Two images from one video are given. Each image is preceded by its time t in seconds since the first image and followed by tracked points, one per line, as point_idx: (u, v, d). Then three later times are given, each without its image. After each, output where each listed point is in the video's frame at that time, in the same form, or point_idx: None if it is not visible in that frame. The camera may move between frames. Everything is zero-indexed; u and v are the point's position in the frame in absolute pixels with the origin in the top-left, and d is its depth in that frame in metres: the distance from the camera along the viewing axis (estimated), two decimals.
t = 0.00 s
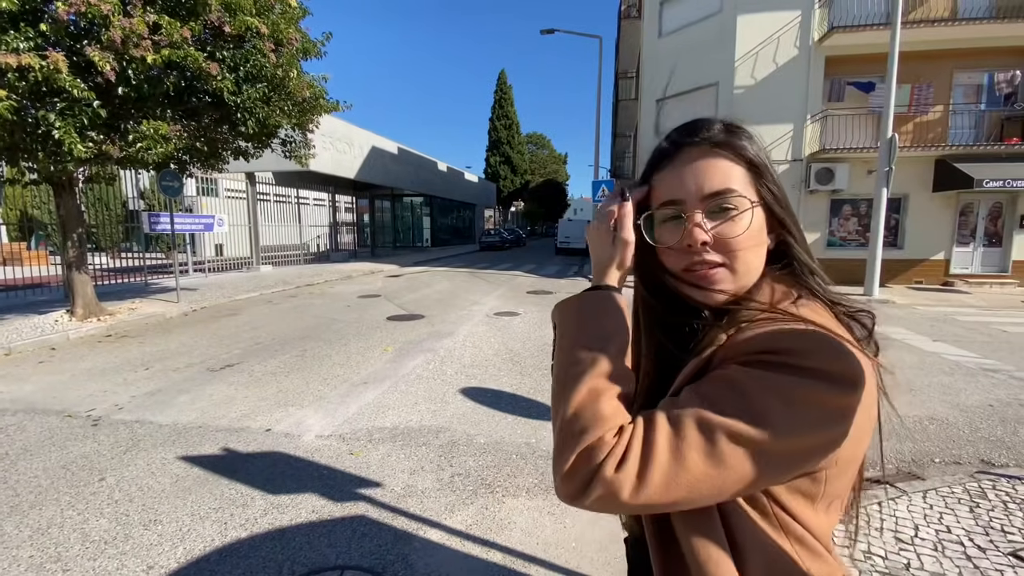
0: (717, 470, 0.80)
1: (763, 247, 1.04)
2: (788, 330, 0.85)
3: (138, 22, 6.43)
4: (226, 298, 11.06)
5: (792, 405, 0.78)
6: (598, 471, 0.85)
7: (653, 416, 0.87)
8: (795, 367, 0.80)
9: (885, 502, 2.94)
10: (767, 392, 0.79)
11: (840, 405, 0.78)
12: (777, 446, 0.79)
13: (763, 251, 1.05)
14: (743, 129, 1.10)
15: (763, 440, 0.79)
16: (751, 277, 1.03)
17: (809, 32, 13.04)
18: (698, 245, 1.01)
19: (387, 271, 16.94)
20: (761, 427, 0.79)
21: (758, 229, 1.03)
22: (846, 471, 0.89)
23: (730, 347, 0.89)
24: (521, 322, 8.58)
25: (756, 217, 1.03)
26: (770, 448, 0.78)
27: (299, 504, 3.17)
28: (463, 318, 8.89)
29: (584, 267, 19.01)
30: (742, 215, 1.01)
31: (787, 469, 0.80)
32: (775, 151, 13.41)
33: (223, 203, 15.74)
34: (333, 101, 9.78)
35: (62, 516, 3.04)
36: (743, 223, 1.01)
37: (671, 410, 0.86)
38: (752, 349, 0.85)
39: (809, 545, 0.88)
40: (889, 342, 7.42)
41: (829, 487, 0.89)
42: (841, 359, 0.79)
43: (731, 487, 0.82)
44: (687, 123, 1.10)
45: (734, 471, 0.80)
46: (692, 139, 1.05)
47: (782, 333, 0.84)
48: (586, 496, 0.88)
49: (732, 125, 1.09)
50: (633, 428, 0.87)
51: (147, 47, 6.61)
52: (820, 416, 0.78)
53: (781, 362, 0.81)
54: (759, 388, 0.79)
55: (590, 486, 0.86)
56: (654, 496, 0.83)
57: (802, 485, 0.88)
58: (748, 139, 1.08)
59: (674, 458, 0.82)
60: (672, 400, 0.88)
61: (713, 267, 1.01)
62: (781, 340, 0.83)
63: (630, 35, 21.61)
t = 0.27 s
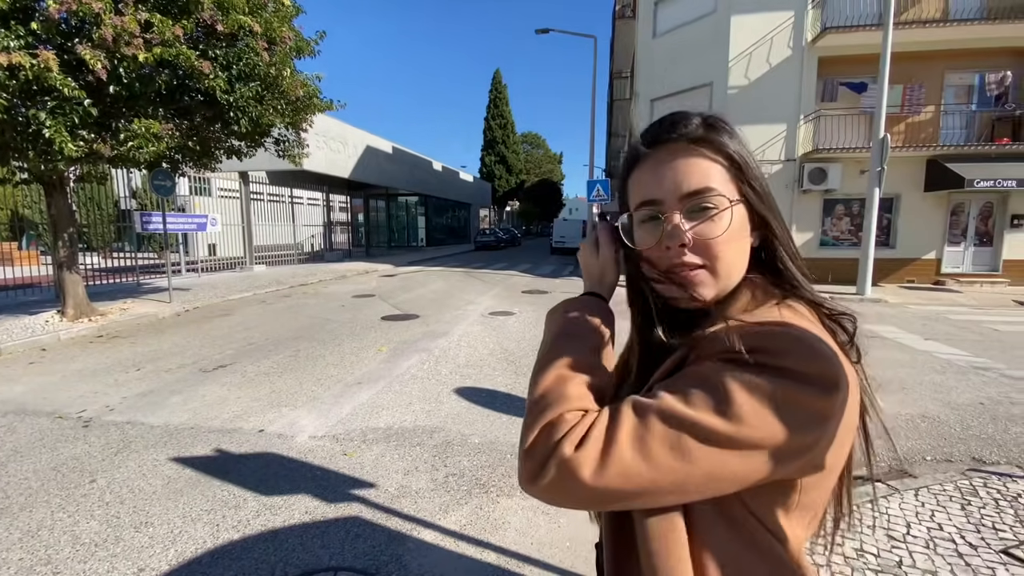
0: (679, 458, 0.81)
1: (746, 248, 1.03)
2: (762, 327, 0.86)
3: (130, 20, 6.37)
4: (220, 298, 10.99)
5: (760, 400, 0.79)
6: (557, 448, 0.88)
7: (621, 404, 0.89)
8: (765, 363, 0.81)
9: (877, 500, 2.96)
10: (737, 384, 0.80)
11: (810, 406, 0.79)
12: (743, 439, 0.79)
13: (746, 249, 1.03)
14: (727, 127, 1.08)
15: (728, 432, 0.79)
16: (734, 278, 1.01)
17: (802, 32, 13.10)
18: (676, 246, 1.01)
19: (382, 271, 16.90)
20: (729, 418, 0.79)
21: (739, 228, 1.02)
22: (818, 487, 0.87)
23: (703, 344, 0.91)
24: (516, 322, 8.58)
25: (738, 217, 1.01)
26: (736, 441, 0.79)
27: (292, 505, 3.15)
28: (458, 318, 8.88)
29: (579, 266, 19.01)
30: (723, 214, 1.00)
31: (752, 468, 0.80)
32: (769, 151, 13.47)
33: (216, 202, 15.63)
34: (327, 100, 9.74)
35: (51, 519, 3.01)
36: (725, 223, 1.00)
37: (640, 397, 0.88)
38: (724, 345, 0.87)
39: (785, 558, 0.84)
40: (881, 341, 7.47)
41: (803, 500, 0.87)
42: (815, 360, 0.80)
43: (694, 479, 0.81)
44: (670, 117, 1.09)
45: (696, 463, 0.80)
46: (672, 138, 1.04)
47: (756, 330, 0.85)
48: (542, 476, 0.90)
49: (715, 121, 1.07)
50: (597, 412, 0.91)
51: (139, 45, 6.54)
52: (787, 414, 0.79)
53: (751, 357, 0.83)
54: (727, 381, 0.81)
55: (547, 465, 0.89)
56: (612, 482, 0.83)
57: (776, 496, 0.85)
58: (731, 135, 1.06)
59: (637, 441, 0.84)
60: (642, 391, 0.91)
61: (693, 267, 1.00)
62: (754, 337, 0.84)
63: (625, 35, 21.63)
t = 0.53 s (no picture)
0: (656, 471, 0.82)
1: (736, 239, 1.02)
2: (744, 332, 0.85)
3: (128, 18, 6.35)
4: (220, 297, 10.98)
5: (742, 412, 0.79)
6: (536, 461, 0.89)
7: (602, 417, 0.90)
8: (747, 373, 0.81)
9: (878, 499, 2.95)
10: (719, 395, 0.80)
11: (789, 418, 0.79)
12: (721, 452, 0.79)
13: (735, 242, 1.01)
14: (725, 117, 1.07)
15: (707, 444, 0.79)
16: (722, 273, 0.99)
17: (803, 30, 13.07)
18: (658, 232, 1.00)
19: (382, 270, 16.90)
20: (710, 430, 0.79)
21: (729, 221, 1.00)
22: (802, 499, 0.88)
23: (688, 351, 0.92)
24: (516, 321, 8.57)
25: (729, 208, 1.00)
26: (714, 455, 0.79)
27: (292, 504, 3.15)
28: (458, 317, 8.87)
29: (579, 266, 19.00)
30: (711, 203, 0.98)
31: (731, 482, 0.80)
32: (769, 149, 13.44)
33: (216, 201, 15.61)
34: (327, 99, 9.73)
35: (50, 518, 3.00)
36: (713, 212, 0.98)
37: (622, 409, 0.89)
38: (707, 352, 0.87)
39: (756, 564, 0.86)
40: (881, 340, 7.47)
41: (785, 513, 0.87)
42: (796, 371, 0.80)
43: (672, 492, 0.82)
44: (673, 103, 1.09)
45: (673, 475, 0.81)
46: (669, 125, 1.04)
47: (738, 335, 0.85)
48: (522, 489, 0.91)
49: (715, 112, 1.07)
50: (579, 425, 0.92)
51: (137, 43, 6.53)
52: (770, 426, 0.79)
53: (733, 367, 0.83)
54: (707, 391, 0.81)
55: (525, 479, 0.90)
56: (590, 497, 0.84)
57: (757, 507, 0.86)
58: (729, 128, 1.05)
59: (615, 454, 0.84)
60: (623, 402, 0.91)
61: (674, 258, 0.99)
62: (738, 345, 0.84)
63: (625, 33, 21.60)
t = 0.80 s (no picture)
0: (688, 520, 0.78)
1: (701, 235, 1.00)
2: (756, 350, 0.83)
3: (131, 16, 6.36)
4: (223, 295, 11.01)
5: (767, 442, 0.76)
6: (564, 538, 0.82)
7: (619, 470, 0.84)
8: (763, 398, 0.78)
9: (882, 498, 2.94)
10: (738, 428, 0.77)
11: (814, 437, 0.78)
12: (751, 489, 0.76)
13: (692, 238, 1.00)
14: (724, 106, 1.02)
15: (739, 484, 0.77)
16: (678, 264, 1.01)
17: (807, 27, 13.00)
18: (618, 222, 1.07)
19: (385, 268, 16.92)
20: (736, 467, 0.77)
21: (692, 216, 0.99)
22: (824, 509, 0.88)
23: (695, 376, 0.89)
24: (519, 319, 8.56)
25: (687, 203, 0.99)
26: (746, 493, 0.76)
27: (294, 502, 3.15)
28: (461, 315, 8.88)
29: (582, 264, 18.96)
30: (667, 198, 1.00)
31: (765, 515, 0.78)
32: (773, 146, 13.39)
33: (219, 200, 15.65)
34: (330, 97, 9.74)
35: (54, 516, 3.01)
36: (664, 208, 0.99)
37: (637, 455, 0.84)
38: (716, 376, 0.85)
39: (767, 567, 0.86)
40: (886, 338, 7.43)
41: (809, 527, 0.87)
42: (815, 386, 0.78)
43: (704, 537, 0.79)
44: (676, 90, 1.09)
45: (703, 519, 0.78)
46: (652, 114, 1.06)
47: (750, 354, 0.83)
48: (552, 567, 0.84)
49: (707, 100, 1.03)
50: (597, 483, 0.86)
51: (140, 42, 6.54)
52: (794, 449, 0.77)
53: (748, 390, 0.80)
54: (728, 426, 0.78)
55: (555, 559, 0.84)
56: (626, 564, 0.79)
57: (782, 528, 0.85)
58: (717, 117, 1.00)
59: (643, 510, 0.80)
60: (634, 443, 0.87)
61: (628, 246, 1.06)
62: (751, 365, 0.82)
63: (628, 31, 21.53)
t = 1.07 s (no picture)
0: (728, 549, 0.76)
1: (700, 224, 0.97)
2: (780, 360, 0.80)
3: (131, 14, 6.34)
4: (225, 294, 11.02)
5: (803, 460, 0.75)
6: None
7: (647, 502, 0.80)
8: (793, 412, 0.76)
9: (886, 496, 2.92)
10: (773, 451, 0.75)
11: (849, 447, 0.77)
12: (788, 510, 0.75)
13: (689, 231, 0.97)
14: (738, 92, 0.99)
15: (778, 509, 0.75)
16: (670, 257, 0.99)
17: (810, 24, 12.95)
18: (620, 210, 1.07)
19: (386, 266, 16.92)
20: (771, 491, 0.75)
21: (692, 205, 0.97)
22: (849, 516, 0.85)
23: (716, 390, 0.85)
24: (521, 317, 8.55)
25: (685, 191, 0.97)
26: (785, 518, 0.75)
27: (296, 500, 3.14)
28: (463, 313, 8.87)
29: (584, 262, 18.93)
30: (664, 185, 0.99)
31: (805, 534, 0.77)
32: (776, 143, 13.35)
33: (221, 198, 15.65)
34: (331, 96, 9.74)
35: (56, 515, 3.01)
36: (660, 195, 0.99)
37: (664, 485, 0.80)
38: (739, 390, 0.82)
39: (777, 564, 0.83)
40: (889, 336, 7.39)
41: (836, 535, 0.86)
42: (847, 395, 0.77)
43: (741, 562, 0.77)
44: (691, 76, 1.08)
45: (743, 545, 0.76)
46: (664, 101, 1.06)
47: (776, 365, 0.80)
48: None
49: (720, 86, 1.00)
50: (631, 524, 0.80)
51: (140, 40, 6.52)
52: (830, 461, 0.75)
53: (776, 406, 0.77)
54: (760, 446, 0.75)
55: None
56: None
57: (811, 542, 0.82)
58: (728, 103, 0.97)
59: (682, 545, 0.76)
60: (658, 469, 0.83)
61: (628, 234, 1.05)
62: (775, 376, 0.79)
63: (630, 28, 21.47)
